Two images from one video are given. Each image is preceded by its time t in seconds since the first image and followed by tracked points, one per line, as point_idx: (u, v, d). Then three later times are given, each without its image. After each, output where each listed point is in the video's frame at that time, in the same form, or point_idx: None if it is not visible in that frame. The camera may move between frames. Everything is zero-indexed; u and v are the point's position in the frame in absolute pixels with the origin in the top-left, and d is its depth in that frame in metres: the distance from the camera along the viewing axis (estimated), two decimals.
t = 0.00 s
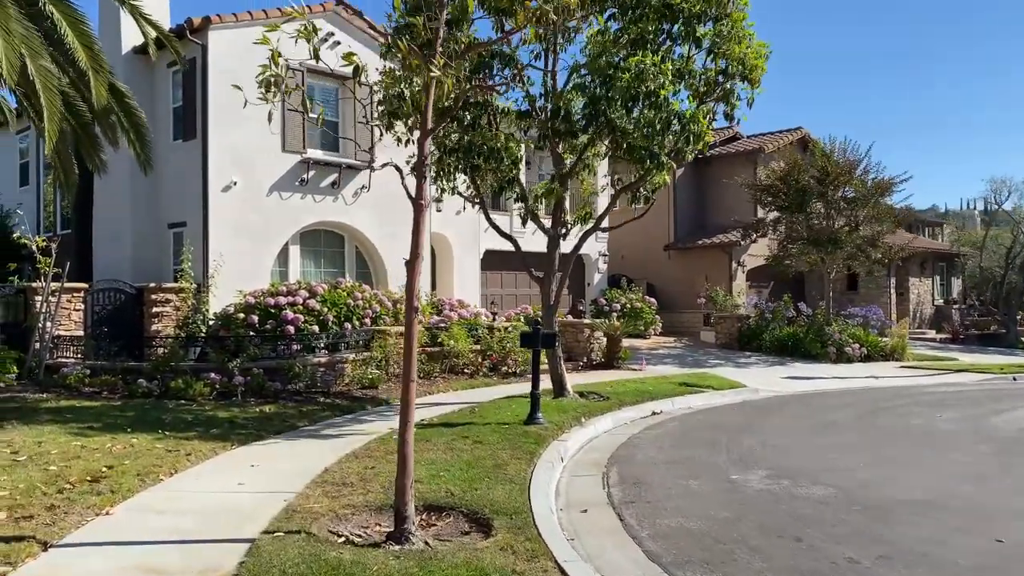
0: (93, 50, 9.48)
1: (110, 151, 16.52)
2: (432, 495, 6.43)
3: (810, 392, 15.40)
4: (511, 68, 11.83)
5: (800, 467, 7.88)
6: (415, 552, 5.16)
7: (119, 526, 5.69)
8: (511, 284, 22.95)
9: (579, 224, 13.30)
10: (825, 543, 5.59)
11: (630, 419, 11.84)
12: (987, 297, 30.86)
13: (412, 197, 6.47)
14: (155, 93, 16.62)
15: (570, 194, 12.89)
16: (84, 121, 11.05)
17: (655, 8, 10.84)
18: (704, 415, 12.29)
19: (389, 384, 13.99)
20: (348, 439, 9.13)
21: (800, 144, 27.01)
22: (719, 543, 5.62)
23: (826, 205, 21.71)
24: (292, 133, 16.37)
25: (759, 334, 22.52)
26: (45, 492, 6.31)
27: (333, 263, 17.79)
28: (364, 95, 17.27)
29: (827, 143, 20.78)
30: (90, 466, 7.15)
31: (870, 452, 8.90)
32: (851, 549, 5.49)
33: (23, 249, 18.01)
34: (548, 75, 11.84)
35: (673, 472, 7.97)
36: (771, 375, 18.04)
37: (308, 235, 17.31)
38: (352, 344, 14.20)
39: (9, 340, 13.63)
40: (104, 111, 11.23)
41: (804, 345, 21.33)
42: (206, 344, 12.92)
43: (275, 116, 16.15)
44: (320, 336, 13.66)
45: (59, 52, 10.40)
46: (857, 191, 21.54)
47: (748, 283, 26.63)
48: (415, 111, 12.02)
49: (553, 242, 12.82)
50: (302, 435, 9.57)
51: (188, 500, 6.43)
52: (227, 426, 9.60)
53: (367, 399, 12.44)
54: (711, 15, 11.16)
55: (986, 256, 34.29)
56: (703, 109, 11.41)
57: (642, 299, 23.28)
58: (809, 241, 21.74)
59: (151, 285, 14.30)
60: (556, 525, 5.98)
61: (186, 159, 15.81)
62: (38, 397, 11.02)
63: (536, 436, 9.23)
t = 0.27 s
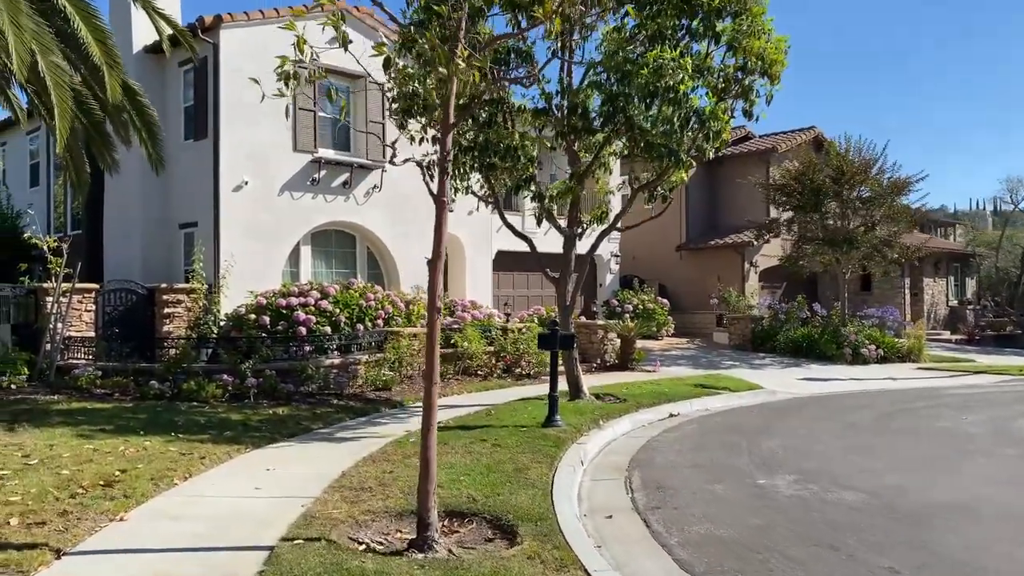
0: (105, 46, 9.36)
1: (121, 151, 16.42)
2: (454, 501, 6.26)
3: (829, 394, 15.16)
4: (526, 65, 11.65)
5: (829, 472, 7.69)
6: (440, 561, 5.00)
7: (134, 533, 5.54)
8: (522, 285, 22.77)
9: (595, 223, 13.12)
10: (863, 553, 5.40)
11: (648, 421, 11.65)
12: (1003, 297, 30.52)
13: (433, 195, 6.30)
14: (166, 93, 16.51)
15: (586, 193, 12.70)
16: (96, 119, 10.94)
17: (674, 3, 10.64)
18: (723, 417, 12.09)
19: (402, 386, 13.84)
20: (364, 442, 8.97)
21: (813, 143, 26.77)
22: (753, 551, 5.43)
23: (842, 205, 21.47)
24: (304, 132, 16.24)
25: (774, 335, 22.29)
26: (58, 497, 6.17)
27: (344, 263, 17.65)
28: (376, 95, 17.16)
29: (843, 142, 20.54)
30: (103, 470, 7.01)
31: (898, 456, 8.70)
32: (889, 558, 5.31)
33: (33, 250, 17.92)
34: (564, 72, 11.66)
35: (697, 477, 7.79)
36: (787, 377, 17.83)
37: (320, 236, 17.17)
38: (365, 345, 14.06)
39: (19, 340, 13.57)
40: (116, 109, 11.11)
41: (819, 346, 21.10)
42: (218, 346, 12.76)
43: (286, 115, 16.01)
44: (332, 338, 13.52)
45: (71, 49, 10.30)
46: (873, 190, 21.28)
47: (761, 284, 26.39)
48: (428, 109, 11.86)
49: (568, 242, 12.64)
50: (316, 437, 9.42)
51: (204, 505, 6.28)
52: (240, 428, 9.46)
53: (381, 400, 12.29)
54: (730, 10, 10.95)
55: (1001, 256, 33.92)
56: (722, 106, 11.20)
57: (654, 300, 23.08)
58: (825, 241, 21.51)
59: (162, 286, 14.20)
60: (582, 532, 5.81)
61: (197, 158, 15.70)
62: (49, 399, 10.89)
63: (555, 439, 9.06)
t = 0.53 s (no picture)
0: (118, 41, 9.24)
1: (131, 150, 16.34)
2: (474, 507, 6.11)
3: (846, 396, 14.96)
4: (541, 63, 11.50)
5: (855, 478, 7.51)
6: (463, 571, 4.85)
7: (148, 541, 5.41)
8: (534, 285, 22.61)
9: (610, 223, 12.94)
10: (899, 562, 5.24)
11: (665, 424, 11.47)
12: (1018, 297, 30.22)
13: (454, 195, 6.16)
14: (177, 92, 16.43)
15: (601, 192, 12.53)
16: (107, 117, 10.85)
17: None
18: (741, 420, 11.91)
19: (415, 388, 13.69)
20: (378, 445, 8.83)
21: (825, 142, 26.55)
22: (784, 561, 5.27)
23: (856, 204, 21.24)
24: (315, 132, 16.11)
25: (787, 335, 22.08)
26: (71, 503, 6.04)
27: (355, 264, 17.49)
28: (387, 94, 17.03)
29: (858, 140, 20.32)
30: (115, 474, 6.88)
31: (924, 460, 8.52)
32: (926, 568, 5.15)
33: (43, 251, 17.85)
34: (579, 70, 11.50)
35: (720, 482, 7.62)
36: (803, 378, 17.62)
37: (330, 236, 17.02)
38: (377, 347, 13.95)
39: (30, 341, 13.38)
40: (128, 107, 11.01)
41: (834, 347, 20.88)
42: (228, 346, 12.63)
43: (297, 115, 15.90)
44: (344, 339, 13.40)
45: (83, 47, 10.21)
46: (888, 190, 21.05)
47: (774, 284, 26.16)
48: (442, 106, 11.71)
49: (583, 242, 12.47)
50: (330, 440, 9.28)
51: (219, 511, 6.14)
52: (253, 431, 9.33)
53: (394, 402, 12.15)
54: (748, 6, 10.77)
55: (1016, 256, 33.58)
56: (741, 103, 11.02)
57: (666, 300, 22.70)
58: (839, 240, 21.32)
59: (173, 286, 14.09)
60: (607, 540, 5.65)
61: (207, 158, 15.60)
62: (59, 400, 10.79)
63: (573, 442, 8.90)
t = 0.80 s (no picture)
0: (125, 32, 9.07)
1: (139, 147, 16.20)
2: (491, 509, 5.91)
3: (863, 394, 14.71)
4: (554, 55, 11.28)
5: (882, 479, 7.30)
6: None
7: (156, 544, 5.23)
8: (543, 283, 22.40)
9: (623, 218, 12.73)
10: (937, 568, 5.03)
11: (681, 423, 11.25)
12: None
13: (471, 187, 5.95)
14: (185, 88, 16.27)
15: (614, 188, 12.31)
16: (114, 112, 10.70)
17: None
18: (757, 419, 11.69)
19: (425, 386, 13.50)
20: (390, 445, 8.64)
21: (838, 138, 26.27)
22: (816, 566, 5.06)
23: (871, 200, 20.97)
24: (323, 128, 15.95)
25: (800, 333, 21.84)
26: (77, 505, 5.87)
27: (364, 261, 17.33)
28: (396, 90, 16.85)
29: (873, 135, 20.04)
30: (122, 475, 6.71)
31: (950, 460, 8.29)
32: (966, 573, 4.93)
33: (51, 249, 17.73)
34: (592, 62, 11.29)
35: (742, 483, 7.42)
36: (817, 376, 17.37)
37: (339, 233, 16.86)
38: (387, 344, 13.80)
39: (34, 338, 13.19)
40: (135, 101, 10.86)
41: (848, 344, 20.61)
42: (236, 344, 12.45)
43: (306, 111, 15.73)
44: (353, 337, 13.23)
45: (89, 39, 10.06)
46: (903, 185, 20.76)
47: (786, 281, 25.91)
48: (452, 100, 11.51)
49: (596, 238, 12.25)
50: (341, 439, 9.11)
51: (228, 514, 5.96)
52: (263, 430, 9.16)
53: (404, 401, 11.97)
54: None
55: None
56: (758, 95, 10.78)
57: (677, 298, 22.36)
58: (853, 236, 21.07)
59: (181, 284, 13.92)
60: (630, 543, 5.45)
61: (215, 154, 15.45)
62: (66, 399, 10.63)
63: (589, 442, 8.70)
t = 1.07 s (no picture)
0: (128, 28, 8.90)
1: (144, 147, 16.07)
2: (506, 517, 5.74)
3: (878, 395, 14.47)
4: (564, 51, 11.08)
5: (907, 485, 7.10)
6: None
7: (161, 555, 5.07)
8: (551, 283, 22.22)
9: (634, 216, 12.52)
10: None
11: (694, 425, 11.06)
12: None
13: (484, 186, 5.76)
14: (190, 87, 16.14)
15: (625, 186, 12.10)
16: (118, 110, 10.53)
17: None
18: (773, 421, 11.49)
19: (434, 387, 13.32)
20: (400, 449, 8.47)
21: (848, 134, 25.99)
22: None
23: (884, 197, 20.71)
24: (330, 127, 15.78)
25: (812, 332, 21.62)
26: (80, 514, 5.70)
27: (371, 261, 17.17)
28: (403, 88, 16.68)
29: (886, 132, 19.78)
30: (128, 482, 6.55)
31: (975, 465, 8.08)
32: None
33: (56, 250, 17.61)
34: (604, 58, 11.08)
35: (763, 489, 7.22)
36: (830, 376, 17.14)
37: (347, 232, 16.70)
38: (395, 345, 13.64)
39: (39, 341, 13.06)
40: (139, 99, 10.70)
41: (861, 343, 20.37)
42: (243, 346, 12.29)
43: (312, 109, 15.58)
44: (361, 337, 13.06)
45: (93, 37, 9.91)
46: (916, 182, 20.49)
47: (797, 280, 25.66)
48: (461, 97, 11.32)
49: (608, 237, 12.05)
50: (350, 443, 8.93)
51: (236, 522, 5.80)
52: (271, 433, 8.99)
53: (413, 403, 11.79)
54: None
55: None
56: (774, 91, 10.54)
57: (687, 297, 22.16)
58: (866, 234, 20.83)
59: (187, 284, 13.79)
60: (651, 554, 5.27)
61: (221, 153, 15.30)
62: (71, 402, 10.49)
63: (603, 446, 8.51)
